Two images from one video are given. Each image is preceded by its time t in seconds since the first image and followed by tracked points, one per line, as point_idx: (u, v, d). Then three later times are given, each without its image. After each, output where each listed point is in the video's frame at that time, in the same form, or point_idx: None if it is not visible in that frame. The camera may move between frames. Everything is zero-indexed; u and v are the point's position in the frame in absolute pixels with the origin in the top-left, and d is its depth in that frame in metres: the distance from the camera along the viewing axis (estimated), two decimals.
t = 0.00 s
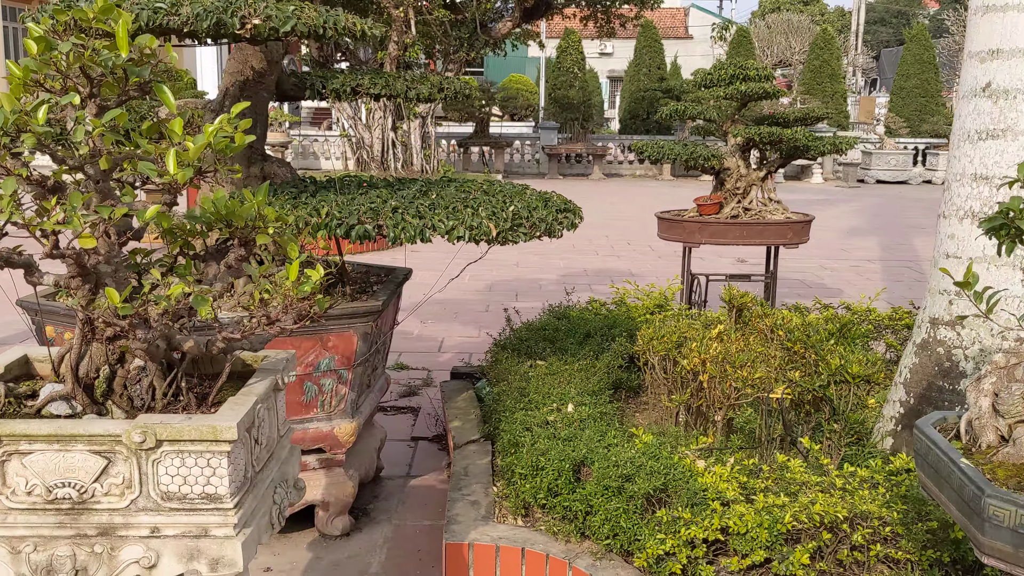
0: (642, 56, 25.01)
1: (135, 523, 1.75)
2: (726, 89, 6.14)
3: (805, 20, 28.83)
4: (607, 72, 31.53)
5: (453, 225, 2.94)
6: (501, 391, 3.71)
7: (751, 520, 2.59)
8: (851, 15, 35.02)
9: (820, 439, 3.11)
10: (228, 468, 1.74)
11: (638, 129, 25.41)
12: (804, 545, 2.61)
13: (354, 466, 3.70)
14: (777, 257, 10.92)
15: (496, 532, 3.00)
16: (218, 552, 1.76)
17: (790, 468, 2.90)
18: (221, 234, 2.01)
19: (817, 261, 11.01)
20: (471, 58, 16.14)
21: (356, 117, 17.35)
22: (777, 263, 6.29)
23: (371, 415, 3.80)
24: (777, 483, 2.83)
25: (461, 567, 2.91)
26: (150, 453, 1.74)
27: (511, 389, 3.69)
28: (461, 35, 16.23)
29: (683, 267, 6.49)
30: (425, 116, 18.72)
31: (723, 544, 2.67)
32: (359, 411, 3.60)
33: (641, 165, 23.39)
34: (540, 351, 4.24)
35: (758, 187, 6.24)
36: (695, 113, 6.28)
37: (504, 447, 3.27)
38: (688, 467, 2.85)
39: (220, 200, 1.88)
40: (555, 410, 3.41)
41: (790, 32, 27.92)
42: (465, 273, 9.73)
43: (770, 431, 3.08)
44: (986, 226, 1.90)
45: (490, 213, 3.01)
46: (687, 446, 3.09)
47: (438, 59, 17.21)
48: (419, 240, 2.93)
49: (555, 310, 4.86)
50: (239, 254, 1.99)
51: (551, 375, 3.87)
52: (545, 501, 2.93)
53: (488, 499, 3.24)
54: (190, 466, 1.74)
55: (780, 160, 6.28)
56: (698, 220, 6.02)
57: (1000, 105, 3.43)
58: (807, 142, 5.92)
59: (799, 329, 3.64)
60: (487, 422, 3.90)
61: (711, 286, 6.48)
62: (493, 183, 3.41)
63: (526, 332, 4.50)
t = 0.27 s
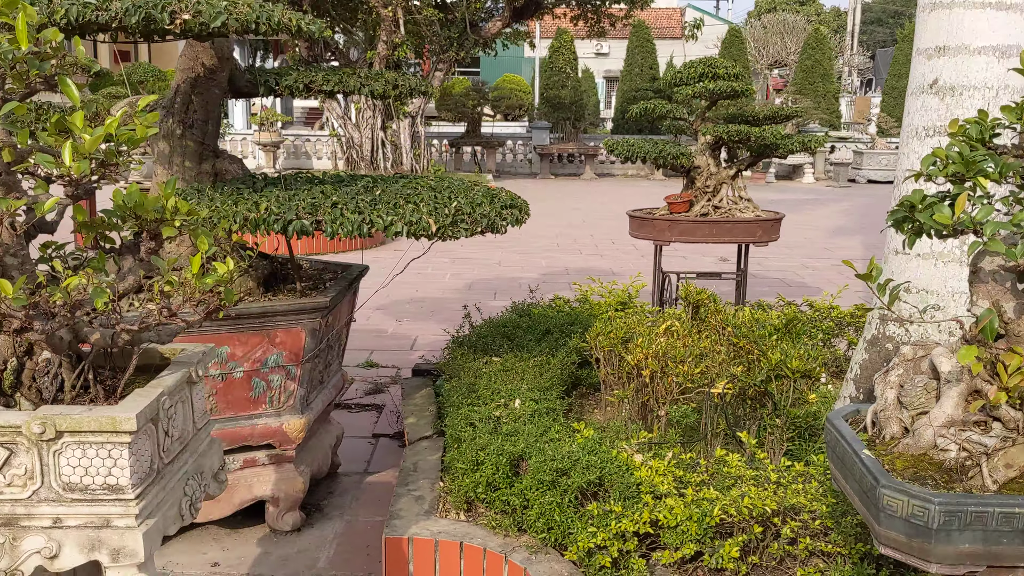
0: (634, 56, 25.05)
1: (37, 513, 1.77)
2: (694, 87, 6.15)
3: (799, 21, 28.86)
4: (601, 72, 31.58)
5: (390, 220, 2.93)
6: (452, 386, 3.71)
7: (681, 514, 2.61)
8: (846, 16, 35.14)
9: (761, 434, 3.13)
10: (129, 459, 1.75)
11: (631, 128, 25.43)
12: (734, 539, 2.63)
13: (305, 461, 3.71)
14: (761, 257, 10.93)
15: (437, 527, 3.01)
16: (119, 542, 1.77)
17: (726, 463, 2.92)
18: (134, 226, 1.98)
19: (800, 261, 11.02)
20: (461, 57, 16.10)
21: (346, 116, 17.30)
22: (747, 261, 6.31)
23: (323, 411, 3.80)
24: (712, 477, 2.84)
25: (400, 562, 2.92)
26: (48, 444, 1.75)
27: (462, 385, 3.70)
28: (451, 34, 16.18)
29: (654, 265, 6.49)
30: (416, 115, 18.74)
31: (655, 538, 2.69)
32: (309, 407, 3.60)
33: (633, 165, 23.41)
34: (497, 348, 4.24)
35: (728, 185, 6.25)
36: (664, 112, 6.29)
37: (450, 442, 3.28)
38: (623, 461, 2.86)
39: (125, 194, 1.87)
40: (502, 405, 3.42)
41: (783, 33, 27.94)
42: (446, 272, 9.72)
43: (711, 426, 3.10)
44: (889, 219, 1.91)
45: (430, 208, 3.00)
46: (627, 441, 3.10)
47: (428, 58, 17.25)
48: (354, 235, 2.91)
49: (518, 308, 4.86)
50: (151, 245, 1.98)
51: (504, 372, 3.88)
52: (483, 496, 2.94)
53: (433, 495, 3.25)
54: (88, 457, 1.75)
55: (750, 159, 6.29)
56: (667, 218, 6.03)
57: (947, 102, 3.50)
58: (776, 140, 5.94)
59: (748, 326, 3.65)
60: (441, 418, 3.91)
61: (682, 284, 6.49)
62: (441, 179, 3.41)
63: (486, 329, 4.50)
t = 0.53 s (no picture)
0: (626, 57, 25.05)
1: None
2: (664, 90, 6.18)
3: (793, 21, 28.84)
4: (595, 73, 31.55)
5: (332, 223, 2.96)
6: (405, 387, 3.73)
7: (614, 514, 2.64)
8: (841, 16, 35.10)
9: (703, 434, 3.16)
10: (37, 461, 1.77)
11: (623, 129, 25.43)
12: (667, 538, 2.66)
13: (259, 463, 3.73)
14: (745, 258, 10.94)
15: (380, 528, 3.04)
16: (29, 543, 1.79)
17: (666, 463, 2.95)
18: (50, 230, 2.01)
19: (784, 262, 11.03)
20: (450, 58, 16.08)
21: (336, 117, 17.26)
22: (718, 263, 6.34)
23: (278, 413, 3.83)
24: (650, 478, 2.87)
25: (342, 563, 2.95)
26: None
27: (416, 386, 3.72)
28: (440, 35, 16.16)
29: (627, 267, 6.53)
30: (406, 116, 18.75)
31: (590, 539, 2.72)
32: (262, 409, 3.63)
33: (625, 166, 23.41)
34: (456, 350, 4.26)
35: (699, 187, 6.29)
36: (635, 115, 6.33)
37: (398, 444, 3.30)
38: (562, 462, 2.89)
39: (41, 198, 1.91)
40: (451, 407, 3.44)
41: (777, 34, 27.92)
42: (427, 274, 9.72)
43: (654, 427, 3.12)
44: (793, 224, 1.95)
45: (373, 211, 3.01)
46: (571, 442, 3.12)
47: (418, 59, 17.24)
48: (295, 239, 2.94)
49: (482, 309, 4.88)
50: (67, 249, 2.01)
51: (460, 374, 3.90)
52: (425, 497, 2.95)
53: (380, 496, 3.28)
54: None
55: (720, 161, 6.33)
56: (638, 220, 6.06)
57: (894, 106, 3.54)
58: (745, 143, 5.96)
59: (699, 328, 3.68)
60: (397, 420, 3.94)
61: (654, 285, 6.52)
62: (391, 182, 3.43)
63: (447, 331, 4.52)
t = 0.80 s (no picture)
0: (619, 57, 25.06)
1: None
2: (637, 92, 6.20)
3: (786, 22, 28.84)
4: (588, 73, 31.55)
5: (279, 225, 2.96)
6: (364, 388, 3.74)
7: (555, 513, 2.65)
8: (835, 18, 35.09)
9: (654, 434, 3.18)
10: None
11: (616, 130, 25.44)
12: (609, 538, 2.67)
13: (218, 463, 3.75)
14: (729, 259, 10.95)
15: (330, 528, 3.05)
16: None
17: (613, 463, 2.96)
18: None
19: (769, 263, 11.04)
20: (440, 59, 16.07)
21: (326, 118, 17.22)
22: (692, 264, 6.37)
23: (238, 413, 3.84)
24: (595, 478, 2.88)
25: (290, 563, 2.96)
26: None
27: (375, 387, 3.73)
28: (430, 36, 16.15)
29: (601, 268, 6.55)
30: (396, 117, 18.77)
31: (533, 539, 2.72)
32: (220, 409, 3.64)
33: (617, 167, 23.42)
34: (420, 350, 4.27)
35: (673, 189, 6.32)
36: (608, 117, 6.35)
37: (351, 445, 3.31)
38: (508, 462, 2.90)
39: None
40: (407, 408, 3.44)
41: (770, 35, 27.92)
42: (411, 275, 9.72)
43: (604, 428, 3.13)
44: (712, 226, 1.97)
45: (321, 212, 3.02)
46: (521, 443, 3.13)
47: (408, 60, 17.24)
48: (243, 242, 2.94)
49: (449, 310, 4.90)
50: None
51: (421, 374, 3.90)
52: (373, 497, 2.96)
53: (333, 497, 3.29)
54: None
55: (694, 163, 6.35)
56: (611, 221, 6.08)
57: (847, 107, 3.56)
58: (717, 144, 5.98)
59: (657, 329, 3.69)
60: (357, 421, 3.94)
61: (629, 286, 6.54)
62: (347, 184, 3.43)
63: (413, 332, 4.53)
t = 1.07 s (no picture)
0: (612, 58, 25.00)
1: None
2: (613, 90, 6.17)
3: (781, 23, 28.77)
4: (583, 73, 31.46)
5: (226, 222, 2.93)
6: (323, 387, 3.69)
7: (500, 514, 2.62)
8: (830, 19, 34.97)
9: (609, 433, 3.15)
10: None
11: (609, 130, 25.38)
12: (555, 538, 2.65)
13: (176, 464, 3.71)
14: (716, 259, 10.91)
15: (280, 529, 3.03)
16: None
17: (564, 463, 2.93)
18: None
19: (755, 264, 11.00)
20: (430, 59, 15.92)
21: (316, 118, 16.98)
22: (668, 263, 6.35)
23: (196, 413, 3.81)
24: (546, 478, 2.86)
25: (239, 563, 2.94)
26: None
27: (334, 386, 3.69)
28: (421, 36, 16.01)
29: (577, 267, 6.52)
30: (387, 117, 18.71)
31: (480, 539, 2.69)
32: (176, 409, 3.60)
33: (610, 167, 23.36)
34: (385, 349, 4.22)
35: (649, 188, 6.30)
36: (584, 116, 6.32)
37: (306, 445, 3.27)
38: (457, 462, 2.86)
39: None
40: (363, 407, 3.40)
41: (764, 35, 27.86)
42: (395, 274, 9.68)
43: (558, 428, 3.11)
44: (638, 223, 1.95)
45: (271, 211, 2.99)
46: (474, 442, 3.10)
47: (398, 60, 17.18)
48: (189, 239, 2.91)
49: (418, 309, 4.85)
50: None
51: (382, 373, 3.86)
52: (323, 497, 2.93)
53: (286, 498, 3.26)
54: None
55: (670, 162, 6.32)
56: (585, 220, 6.05)
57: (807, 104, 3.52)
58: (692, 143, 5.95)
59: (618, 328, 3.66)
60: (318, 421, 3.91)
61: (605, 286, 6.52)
62: (302, 182, 3.39)
63: (380, 331, 4.48)
